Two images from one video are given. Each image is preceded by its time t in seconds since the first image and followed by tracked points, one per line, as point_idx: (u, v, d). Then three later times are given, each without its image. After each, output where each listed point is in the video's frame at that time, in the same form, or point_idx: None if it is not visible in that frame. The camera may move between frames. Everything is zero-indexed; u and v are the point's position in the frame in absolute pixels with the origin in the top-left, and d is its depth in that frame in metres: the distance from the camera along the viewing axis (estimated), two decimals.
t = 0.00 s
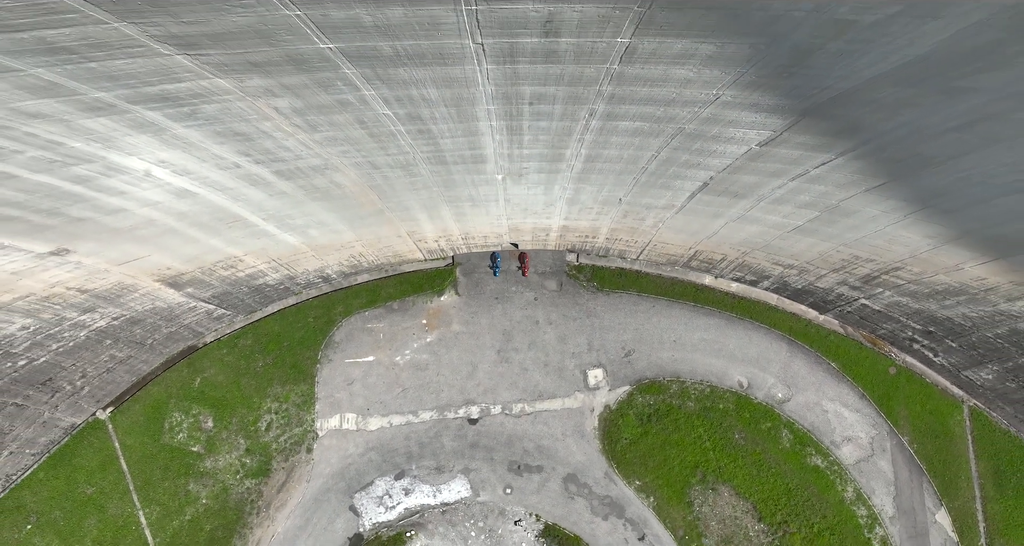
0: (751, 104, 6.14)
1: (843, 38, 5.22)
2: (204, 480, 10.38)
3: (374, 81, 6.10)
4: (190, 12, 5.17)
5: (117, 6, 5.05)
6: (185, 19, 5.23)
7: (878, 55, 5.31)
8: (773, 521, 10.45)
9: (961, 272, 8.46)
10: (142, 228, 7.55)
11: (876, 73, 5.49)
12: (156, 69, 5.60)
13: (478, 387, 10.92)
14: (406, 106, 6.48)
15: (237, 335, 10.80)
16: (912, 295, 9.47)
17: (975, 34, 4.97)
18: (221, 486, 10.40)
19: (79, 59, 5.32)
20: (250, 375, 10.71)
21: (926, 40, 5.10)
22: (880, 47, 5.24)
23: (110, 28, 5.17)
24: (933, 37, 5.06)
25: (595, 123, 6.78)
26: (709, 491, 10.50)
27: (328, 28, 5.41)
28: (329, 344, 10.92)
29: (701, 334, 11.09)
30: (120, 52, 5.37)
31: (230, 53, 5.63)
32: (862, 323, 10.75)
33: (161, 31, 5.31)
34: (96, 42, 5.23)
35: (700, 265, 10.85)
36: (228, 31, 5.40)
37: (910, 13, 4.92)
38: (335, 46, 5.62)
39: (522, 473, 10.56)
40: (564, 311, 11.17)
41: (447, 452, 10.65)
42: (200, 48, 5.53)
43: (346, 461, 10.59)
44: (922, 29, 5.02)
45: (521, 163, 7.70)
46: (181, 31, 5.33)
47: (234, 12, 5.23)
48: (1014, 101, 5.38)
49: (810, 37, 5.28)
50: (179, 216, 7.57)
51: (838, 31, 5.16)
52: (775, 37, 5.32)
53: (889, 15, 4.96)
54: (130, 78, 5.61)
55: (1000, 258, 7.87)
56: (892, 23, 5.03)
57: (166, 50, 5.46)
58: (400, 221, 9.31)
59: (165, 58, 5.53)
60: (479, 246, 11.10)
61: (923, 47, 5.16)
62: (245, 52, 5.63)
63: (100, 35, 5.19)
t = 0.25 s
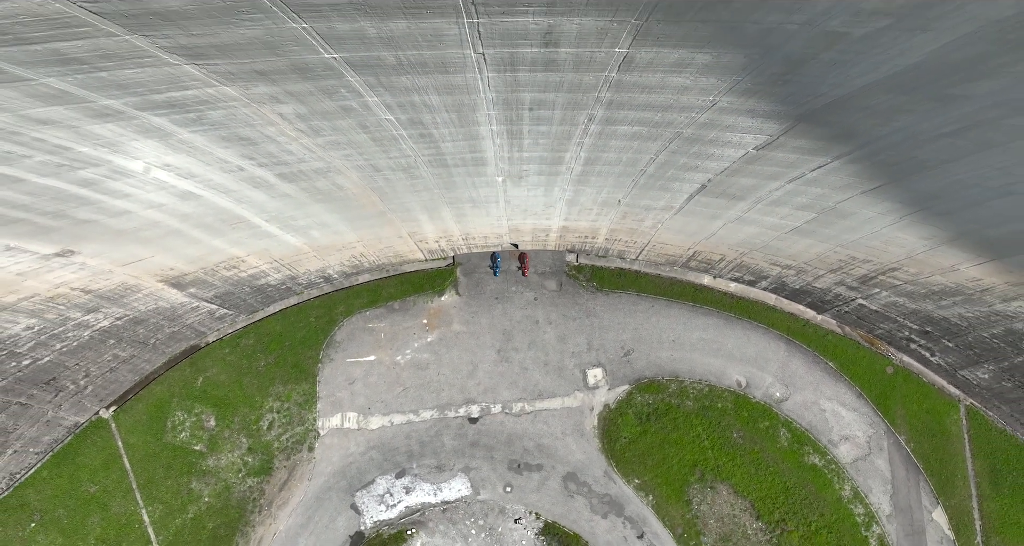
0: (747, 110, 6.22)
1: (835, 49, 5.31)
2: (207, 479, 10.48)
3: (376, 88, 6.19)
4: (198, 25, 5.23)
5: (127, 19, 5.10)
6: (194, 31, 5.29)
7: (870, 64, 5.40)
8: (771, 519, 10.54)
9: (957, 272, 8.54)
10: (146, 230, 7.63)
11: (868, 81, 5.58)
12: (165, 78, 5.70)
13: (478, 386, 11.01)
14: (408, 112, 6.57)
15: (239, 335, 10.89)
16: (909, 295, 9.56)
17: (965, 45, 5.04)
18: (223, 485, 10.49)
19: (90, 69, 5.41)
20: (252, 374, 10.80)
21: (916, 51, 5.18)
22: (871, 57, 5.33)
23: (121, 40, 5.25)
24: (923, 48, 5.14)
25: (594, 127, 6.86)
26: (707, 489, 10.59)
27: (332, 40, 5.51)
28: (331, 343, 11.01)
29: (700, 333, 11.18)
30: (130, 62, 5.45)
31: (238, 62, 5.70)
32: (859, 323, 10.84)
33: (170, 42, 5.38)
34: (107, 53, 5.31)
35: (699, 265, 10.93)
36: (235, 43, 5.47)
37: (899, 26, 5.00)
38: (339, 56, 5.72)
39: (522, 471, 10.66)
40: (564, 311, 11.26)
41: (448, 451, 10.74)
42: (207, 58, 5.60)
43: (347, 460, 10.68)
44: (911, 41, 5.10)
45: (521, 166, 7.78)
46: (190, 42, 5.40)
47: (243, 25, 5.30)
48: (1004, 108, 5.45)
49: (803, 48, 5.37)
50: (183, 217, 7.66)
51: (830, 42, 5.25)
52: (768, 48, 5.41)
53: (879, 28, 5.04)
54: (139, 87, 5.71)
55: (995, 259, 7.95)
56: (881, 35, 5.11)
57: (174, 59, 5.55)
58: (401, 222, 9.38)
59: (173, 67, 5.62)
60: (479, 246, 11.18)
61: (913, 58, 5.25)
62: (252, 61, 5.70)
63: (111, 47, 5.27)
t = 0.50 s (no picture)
0: (743, 116, 6.33)
1: (827, 60, 5.44)
2: (210, 476, 10.59)
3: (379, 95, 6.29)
4: (209, 38, 5.40)
5: (139, 34, 5.27)
6: (205, 45, 5.46)
7: (861, 74, 5.52)
8: (769, 516, 10.65)
9: (952, 273, 8.63)
10: (151, 231, 7.73)
11: (860, 90, 5.69)
12: (176, 87, 5.82)
13: (478, 385, 11.12)
14: (410, 117, 6.67)
15: (242, 334, 10.99)
16: (905, 295, 9.65)
17: (952, 57, 5.15)
18: (226, 483, 10.60)
19: (102, 79, 5.53)
20: (254, 373, 10.91)
21: (905, 63, 5.31)
22: (862, 68, 5.45)
23: (134, 53, 5.39)
24: (912, 59, 5.27)
25: (593, 132, 6.96)
26: (705, 487, 10.70)
27: (338, 52, 5.66)
28: (332, 343, 11.11)
29: (698, 332, 11.28)
30: (141, 73, 5.59)
31: (245, 73, 5.84)
32: (856, 322, 10.93)
33: (180, 54, 5.53)
34: (119, 65, 5.45)
35: (698, 265, 11.02)
36: (243, 55, 5.62)
37: (888, 39, 5.11)
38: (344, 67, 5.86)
39: (522, 469, 10.76)
40: (564, 310, 11.35)
41: (448, 449, 10.85)
42: (216, 69, 5.74)
43: (349, 458, 10.79)
44: (899, 53, 5.23)
45: (521, 168, 7.87)
46: (200, 55, 5.56)
47: (251, 39, 5.47)
48: (994, 115, 5.55)
49: (795, 59, 5.51)
50: (187, 219, 7.75)
51: (821, 54, 5.38)
52: (762, 58, 5.53)
53: (868, 41, 5.17)
54: (148, 96, 5.82)
55: (988, 260, 8.06)
56: (871, 48, 5.23)
57: (183, 70, 5.68)
58: (402, 223, 9.47)
59: (182, 77, 5.75)
60: (479, 246, 11.26)
61: (902, 69, 5.38)
62: (259, 72, 5.85)
63: (124, 59, 5.41)
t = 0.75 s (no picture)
0: (739, 122, 6.46)
1: (819, 70, 5.62)
2: (212, 474, 10.70)
3: (381, 100, 6.41)
4: (219, 51, 5.59)
5: (151, 46, 5.45)
6: (214, 57, 5.64)
7: (853, 84, 5.71)
8: (767, 514, 10.76)
9: (948, 273, 8.73)
10: (156, 232, 7.82)
11: (852, 97, 5.83)
12: (184, 95, 5.98)
13: (479, 384, 11.22)
14: (412, 122, 6.81)
15: (244, 333, 11.09)
16: (901, 295, 9.76)
17: (940, 68, 5.34)
18: (229, 480, 10.71)
19: (114, 89, 5.71)
20: (256, 372, 11.01)
21: (893, 73, 5.49)
22: (853, 78, 5.65)
23: (146, 64, 5.58)
24: (900, 71, 5.45)
25: (592, 136, 7.08)
26: (704, 485, 10.82)
27: (345, 63, 5.87)
28: (334, 342, 11.21)
29: (697, 332, 11.38)
30: (152, 82, 5.76)
31: (253, 82, 6.00)
32: (854, 322, 11.03)
33: (189, 65, 5.70)
34: (130, 75, 5.62)
35: (696, 265, 11.12)
36: (251, 66, 5.80)
37: (877, 52, 5.29)
38: (350, 76, 6.04)
39: (522, 467, 10.88)
40: (564, 309, 11.45)
41: (449, 447, 10.96)
42: (224, 79, 5.91)
43: (350, 456, 10.90)
44: (889, 64, 5.41)
45: (521, 170, 7.96)
46: (210, 66, 5.74)
47: (260, 51, 5.65)
48: (983, 122, 5.68)
49: (788, 70, 5.69)
50: (192, 220, 7.85)
51: (812, 65, 5.58)
52: (756, 68, 5.71)
53: (858, 53, 5.35)
54: (158, 104, 5.98)
55: (982, 262, 8.16)
56: (862, 60, 5.41)
57: (192, 79, 5.85)
58: (404, 223, 9.56)
59: (191, 86, 5.92)
60: (480, 246, 11.36)
61: (892, 79, 5.58)
62: (266, 80, 6.01)
63: (135, 70, 5.59)
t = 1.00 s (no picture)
0: (734, 127, 6.58)
1: (811, 79, 5.75)
2: (215, 472, 10.81)
3: (382, 106, 6.54)
4: (227, 63, 5.73)
5: (162, 59, 5.57)
6: (223, 68, 5.78)
7: (845, 92, 5.84)
8: (764, 512, 10.87)
9: (943, 274, 8.81)
10: (160, 233, 7.92)
11: (843, 105, 5.99)
12: (191, 103, 6.09)
13: (479, 383, 11.33)
14: (414, 127, 6.93)
15: (246, 332, 11.19)
16: (898, 295, 9.86)
17: (927, 79, 5.47)
18: (231, 478, 10.82)
19: (124, 98, 5.82)
20: (259, 371, 11.11)
21: (883, 84, 5.64)
22: (845, 87, 5.78)
23: (156, 75, 5.70)
24: (890, 81, 5.59)
25: (591, 140, 7.21)
26: (702, 483, 10.93)
27: (348, 73, 6.02)
28: (335, 341, 11.31)
29: (695, 331, 11.48)
30: (161, 92, 5.88)
31: (259, 90, 6.13)
32: (851, 321, 11.13)
33: (198, 75, 5.82)
34: (141, 85, 5.75)
35: (695, 265, 11.21)
36: (258, 75, 5.93)
37: (866, 64, 5.47)
38: (353, 85, 6.19)
39: (522, 465, 10.99)
40: (563, 309, 11.55)
41: (450, 446, 11.07)
42: (232, 88, 6.04)
43: (352, 454, 11.01)
44: (878, 74, 5.55)
45: (521, 172, 8.06)
46: (218, 76, 5.86)
47: (267, 63, 5.80)
48: (974, 128, 5.81)
49: (781, 79, 5.84)
50: (196, 222, 7.95)
51: (804, 75, 5.73)
52: (749, 77, 5.86)
53: (847, 64, 5.52)
54: (166, 111, 6.08)
55: (977, 263, 8.24)
56: (852, 70, 5.57)
57: (200, 88, 5.96)
58: (404, 224, 9.65)
59: (199, 94, 6.04)
60: (480, 246, 11.45)
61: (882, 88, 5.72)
62: (272, 89, 6.15)
63: (146, 80, 5.71)
